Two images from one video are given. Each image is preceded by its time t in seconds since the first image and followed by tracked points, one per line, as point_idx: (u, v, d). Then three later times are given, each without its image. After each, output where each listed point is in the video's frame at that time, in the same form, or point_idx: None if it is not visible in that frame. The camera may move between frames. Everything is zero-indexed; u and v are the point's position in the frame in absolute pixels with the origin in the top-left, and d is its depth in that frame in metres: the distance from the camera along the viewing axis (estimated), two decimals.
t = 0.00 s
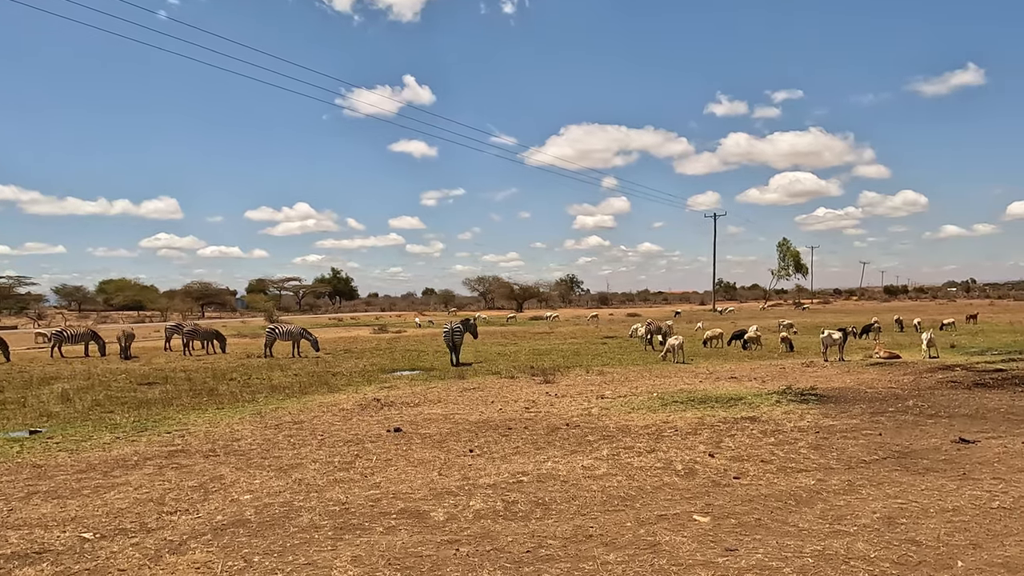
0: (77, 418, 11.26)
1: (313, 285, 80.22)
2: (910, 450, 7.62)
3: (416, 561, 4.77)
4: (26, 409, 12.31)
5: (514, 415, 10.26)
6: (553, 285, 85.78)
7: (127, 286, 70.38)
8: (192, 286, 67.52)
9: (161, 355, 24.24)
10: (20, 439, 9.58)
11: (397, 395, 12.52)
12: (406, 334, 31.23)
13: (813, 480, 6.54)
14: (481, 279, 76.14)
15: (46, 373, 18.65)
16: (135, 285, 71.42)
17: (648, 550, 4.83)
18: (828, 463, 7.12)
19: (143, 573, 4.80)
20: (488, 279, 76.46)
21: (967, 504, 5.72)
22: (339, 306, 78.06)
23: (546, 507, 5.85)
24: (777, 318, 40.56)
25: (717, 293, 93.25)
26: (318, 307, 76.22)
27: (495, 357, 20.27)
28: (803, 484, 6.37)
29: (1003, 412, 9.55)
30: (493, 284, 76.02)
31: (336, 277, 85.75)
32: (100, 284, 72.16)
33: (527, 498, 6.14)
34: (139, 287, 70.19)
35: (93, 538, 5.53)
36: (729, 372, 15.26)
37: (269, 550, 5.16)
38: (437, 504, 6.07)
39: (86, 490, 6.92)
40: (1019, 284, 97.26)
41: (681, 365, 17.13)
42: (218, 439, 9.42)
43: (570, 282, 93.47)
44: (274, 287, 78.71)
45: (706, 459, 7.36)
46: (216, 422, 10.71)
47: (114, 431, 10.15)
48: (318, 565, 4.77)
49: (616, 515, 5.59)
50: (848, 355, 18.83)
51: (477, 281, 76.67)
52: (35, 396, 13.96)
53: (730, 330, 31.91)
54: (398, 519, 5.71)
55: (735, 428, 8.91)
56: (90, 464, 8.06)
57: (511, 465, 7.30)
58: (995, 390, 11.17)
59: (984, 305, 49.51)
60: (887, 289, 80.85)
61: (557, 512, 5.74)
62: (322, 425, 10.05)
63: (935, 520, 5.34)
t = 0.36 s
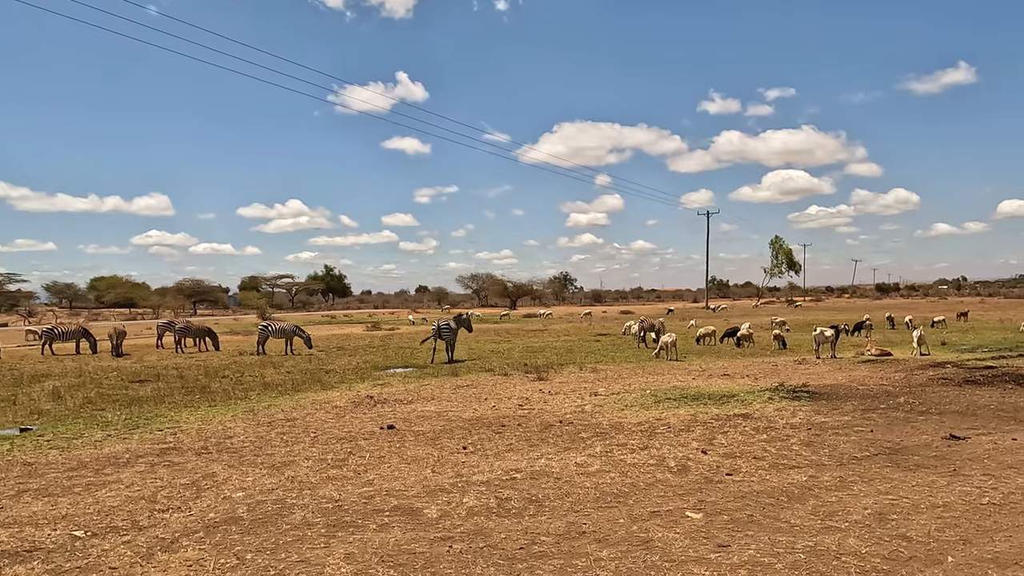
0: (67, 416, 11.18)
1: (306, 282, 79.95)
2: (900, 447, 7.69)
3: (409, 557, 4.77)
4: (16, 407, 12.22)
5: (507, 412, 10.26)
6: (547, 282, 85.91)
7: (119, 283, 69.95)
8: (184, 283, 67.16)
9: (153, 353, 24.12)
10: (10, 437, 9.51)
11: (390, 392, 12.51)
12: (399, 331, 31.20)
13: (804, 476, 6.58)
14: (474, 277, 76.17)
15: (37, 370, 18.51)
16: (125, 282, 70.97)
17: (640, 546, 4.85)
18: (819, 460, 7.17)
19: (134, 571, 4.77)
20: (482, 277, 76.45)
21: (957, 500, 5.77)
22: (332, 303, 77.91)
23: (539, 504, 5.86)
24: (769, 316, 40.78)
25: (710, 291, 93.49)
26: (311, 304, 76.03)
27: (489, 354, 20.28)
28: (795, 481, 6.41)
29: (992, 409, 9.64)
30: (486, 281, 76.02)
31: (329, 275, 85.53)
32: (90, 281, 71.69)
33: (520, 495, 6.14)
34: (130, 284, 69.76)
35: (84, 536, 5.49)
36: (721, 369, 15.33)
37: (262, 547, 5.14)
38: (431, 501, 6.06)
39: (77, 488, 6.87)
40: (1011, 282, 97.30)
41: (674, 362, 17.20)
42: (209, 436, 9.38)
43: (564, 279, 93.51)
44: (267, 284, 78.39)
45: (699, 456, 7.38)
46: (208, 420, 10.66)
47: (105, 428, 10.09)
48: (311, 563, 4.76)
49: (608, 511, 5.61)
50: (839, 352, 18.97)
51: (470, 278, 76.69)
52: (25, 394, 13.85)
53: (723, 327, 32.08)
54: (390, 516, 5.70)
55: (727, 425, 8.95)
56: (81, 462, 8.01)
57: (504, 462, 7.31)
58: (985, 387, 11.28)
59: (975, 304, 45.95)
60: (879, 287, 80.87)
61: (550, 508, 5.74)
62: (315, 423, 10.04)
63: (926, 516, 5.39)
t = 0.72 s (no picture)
0: (64, 414, 11.17)
1: (303, 280, 79.84)
2: (897, 444, 7.71)
3: (408, 555, 4.77)
4: (13, 404, 12.20)
5: (505, 409, 10.27)
6: (544, 281, 86.01)
7: (115, 281, 69.85)
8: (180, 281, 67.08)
9: (150, 350, 24.09)
10: (6, 435, 9.48)
11: (388, 390, 12.50)
12: (397, 329, 31.25)
13: (801, 474, 6.60)
14: (472, 275, 76.24)
15: (33, 368, 18.44)
16: (122, 280, 70.84)
17: (638, 544, 4.86)
18: (816, 458, 7.19)
19: (132, 568, 4.77)
20: (479, 275, 76.45)
21: (954, 497, 5.80)
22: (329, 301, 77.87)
23: (537, 502, 5.87)
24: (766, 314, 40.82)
25: (707, 289, 93.52)
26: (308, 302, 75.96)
27: (486, 352, 20.29)
28: (792, 478, 6.43)
29: (989, 407, 9.68)
30: (484, 280, 76.01)
31: (327, 273, 85.51)
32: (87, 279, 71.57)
33: (518, 493, 6.15)
34: (127, 282, 69.67)
35: (81, 533, 5.48)
36: (719, 367, 15.37)
37: (259, 545, 5.14)
38: (428, 499, 6.06)
39: (74, 486, 6.86)
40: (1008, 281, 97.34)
41: (672, 361, 17.21)
42: (207, 434, 9.37)
43: (561, 277, 93.50)
44: (264, 282, 78.33)
45: (696, 454, 7.40)
46: (205, 417, 10.65)
47: (102, 426, 10.07)
48: (309, 560, 4.76)
49: (606, 509, 5.62)
50: (836, 350, 19.01)
51: (468, 276, 76.74)
52: (22, 391, 13.83)
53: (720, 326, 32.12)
54: (389, 514, 5.71)
55: (725, 422, 8.97)
56: (78, 460, 8.00)
57: (502, 460, 7.32)
58: (981, 385, 11.33)
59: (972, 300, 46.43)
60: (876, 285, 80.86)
61: (548, 506, 5.75)
62: (313, 421, 10.02)
63: (922, 513, 5.41)
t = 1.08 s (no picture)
0: (69, 412, 11.22)
1: (306, 279, 79.95)
2: (901, 444, 7.70)
3: (411, 554, 4.78)
4: (17, 403, 12.24)
5: (508, 408, 10.29)
6: (547, 279, 86.11)
7: (120, 281, 70.21)
8: (185, 279, 67.27)
9: (154, 349, 24.17)
10: (12, 433, 9.53)
11: (391, 389, 12.53)
12: (400, 328, 31.29)
13: (805, 473, 6.60)
14: (475, 274, 76.35)
15: (38, 367, 18.53)
16: (126, 279, 71.12)
17: (641, 542, 4.87)
18: (820, 457, 7.18)
19: (137, 566, 4.79)
20: (483, 274, 76.46)
21: (958, 497, 5.79)
22: (333, 300, 78.05)
23: (540, 500, 5.88)
24: (770, 313, 40.74)
25: (710, 288, 93.34)
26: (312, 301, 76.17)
27: (489, 350, 20.33)
28: (795, 478, 6.43)
29: (993, 406, 9.64)
30: (487, 279, 76.03)
31: (330, 272, 85.72)
32: (91, 278, 71.83)
33: (521, 491, 6.16)
34: (131, 281, 69.94)
35: (86, 531, 5.52)
36: (722, 366, 15.36)
37: (264, 543, 5.16)
38: (432, 498, 6.08)
39: (79, 484, 6.89)
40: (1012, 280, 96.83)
41: (675, 360, 17.21)
42: (211, 433, 9.40)
43: (564, 276, 93.43)
44: (268, 281, 78.49)
45: (700, 453, 7.40)
46: (210, 416, 10.68)
47: (107, 424, 10.12)
48: (313, 559, 4.78)
49: (610, 508, 5.62)
50: (840, 349, 18.97)
51: (472, 275, 76.83)
52: (26, 390, 13.89)
53: (723, 326, 32.09)
54: (392, 513, 5.73)
55: (728, 422, 8.97)
56: (82, 458, 8.03)
57: (505, 459, 7.33)
58: (986, 384, 11.29)
59: (977, 300, 48.66)
60: (880, 284, 80.48)
61: (552, 505, 5.77)
62: (316, 419, 10.04)
63: (926, 512, 5.40)
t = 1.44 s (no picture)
0: (82, 410, 11.36)
1: (317, 279, 80.41)
2: (913, 445, 7.63)
3: (422, 553, 4.81)
4: (32, 401, 12.40)
5: (518, 408, 10.31)
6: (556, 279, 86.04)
7: (133, 281, 70.93)
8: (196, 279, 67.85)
9: (166, 348, 24.41)
10: (27, 431, 9.66)
11: (402, 388, 12.58)
12: (410, 328, 31.38)
13: (816, 474, 6.56)
14: (485, 274, 76.43)
15: (52, 365, 18.77)
16: (139, 279, 71.83)
17: (652, 543, 4.86)
18: (831, 458, 7.13)
19: (150, 564, 4.85)
20: (492, 274, 76.53)
21: (972, 498, 5.73)
22: (343, 300, 78.42)
23: (550, 500, 5.89)
24: (780, 313, 40.51)
25: (721, 288, 92.84)
26: (322, 301, 76.58)
27: (499, 350, 20.35)
28: (807, 479, 6.39)
29: (1008, 408, 9.53)
30: (497, 279, 76.08)
31: (340, 272, 86.12)
32: (105, 278, 72.64)
33: (532, 491, 6.17)
34: (143, 281, 70.63)
35: (99, 529, 5.59)
36: (732, 366, 15.28)
37: (275, 541, 5.21)
38: (443, 497, 6.10)
39: (92, 482, 6.98)
40: None
41: (686, 360, 17.14)
42: (223, 431, 9.48)
43: (573, 275, 93.34)
44: (278, 280, 78.96)
45: (710, 453, 7.37)
46: (221, 415, 10.77)
47: (120, 423, 10.23)
48: (324, 557, 4.81)
49: (620, 508, 5.62)
50: (852, 350, 18.82)
51: (481, 275, 76.91)
52: (41, 389, 14.07)
53: (733, 326, 31.92)
54: (403, 512, 5.75)
55: (739, 422, 8.93)
56: (96, 456, 8.13)
57: (515, 458, 7.34)
58: (1000, 386, 11.16)
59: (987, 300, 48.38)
60: (891, 284, 79.72)
61: (562, 505, 5.77)
62: (327, 419, 10.10)
63: (939, 514, 5.35)
